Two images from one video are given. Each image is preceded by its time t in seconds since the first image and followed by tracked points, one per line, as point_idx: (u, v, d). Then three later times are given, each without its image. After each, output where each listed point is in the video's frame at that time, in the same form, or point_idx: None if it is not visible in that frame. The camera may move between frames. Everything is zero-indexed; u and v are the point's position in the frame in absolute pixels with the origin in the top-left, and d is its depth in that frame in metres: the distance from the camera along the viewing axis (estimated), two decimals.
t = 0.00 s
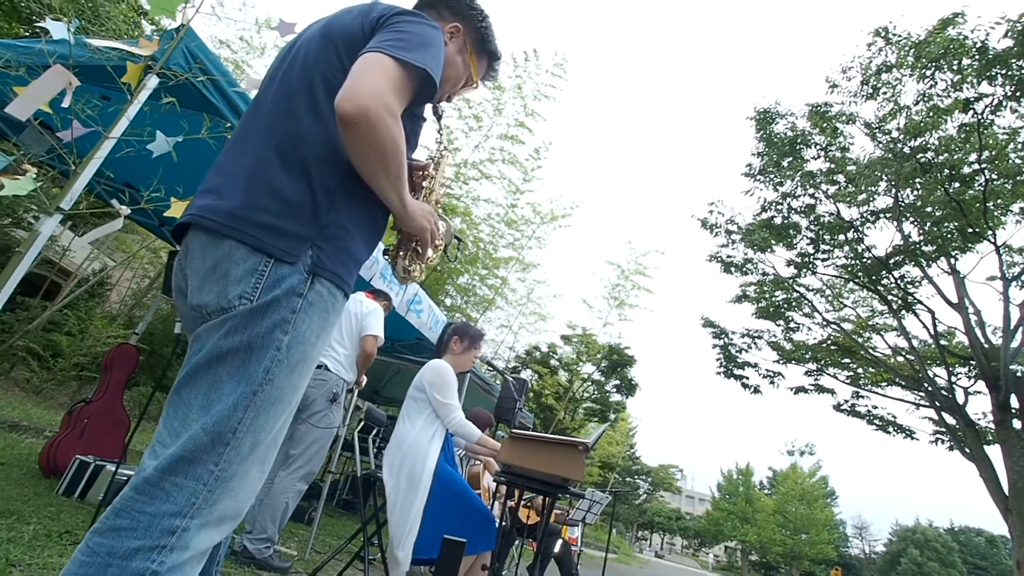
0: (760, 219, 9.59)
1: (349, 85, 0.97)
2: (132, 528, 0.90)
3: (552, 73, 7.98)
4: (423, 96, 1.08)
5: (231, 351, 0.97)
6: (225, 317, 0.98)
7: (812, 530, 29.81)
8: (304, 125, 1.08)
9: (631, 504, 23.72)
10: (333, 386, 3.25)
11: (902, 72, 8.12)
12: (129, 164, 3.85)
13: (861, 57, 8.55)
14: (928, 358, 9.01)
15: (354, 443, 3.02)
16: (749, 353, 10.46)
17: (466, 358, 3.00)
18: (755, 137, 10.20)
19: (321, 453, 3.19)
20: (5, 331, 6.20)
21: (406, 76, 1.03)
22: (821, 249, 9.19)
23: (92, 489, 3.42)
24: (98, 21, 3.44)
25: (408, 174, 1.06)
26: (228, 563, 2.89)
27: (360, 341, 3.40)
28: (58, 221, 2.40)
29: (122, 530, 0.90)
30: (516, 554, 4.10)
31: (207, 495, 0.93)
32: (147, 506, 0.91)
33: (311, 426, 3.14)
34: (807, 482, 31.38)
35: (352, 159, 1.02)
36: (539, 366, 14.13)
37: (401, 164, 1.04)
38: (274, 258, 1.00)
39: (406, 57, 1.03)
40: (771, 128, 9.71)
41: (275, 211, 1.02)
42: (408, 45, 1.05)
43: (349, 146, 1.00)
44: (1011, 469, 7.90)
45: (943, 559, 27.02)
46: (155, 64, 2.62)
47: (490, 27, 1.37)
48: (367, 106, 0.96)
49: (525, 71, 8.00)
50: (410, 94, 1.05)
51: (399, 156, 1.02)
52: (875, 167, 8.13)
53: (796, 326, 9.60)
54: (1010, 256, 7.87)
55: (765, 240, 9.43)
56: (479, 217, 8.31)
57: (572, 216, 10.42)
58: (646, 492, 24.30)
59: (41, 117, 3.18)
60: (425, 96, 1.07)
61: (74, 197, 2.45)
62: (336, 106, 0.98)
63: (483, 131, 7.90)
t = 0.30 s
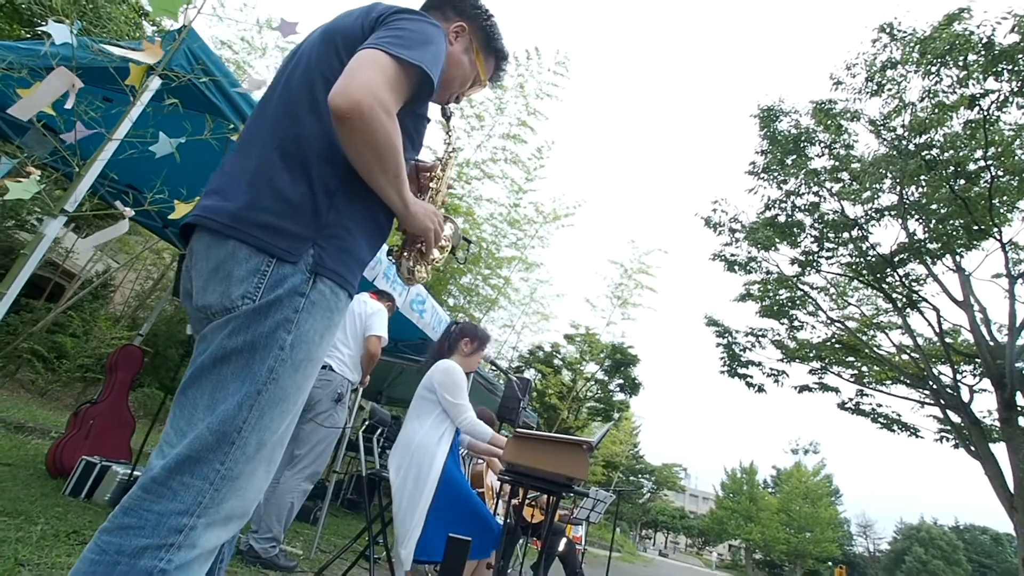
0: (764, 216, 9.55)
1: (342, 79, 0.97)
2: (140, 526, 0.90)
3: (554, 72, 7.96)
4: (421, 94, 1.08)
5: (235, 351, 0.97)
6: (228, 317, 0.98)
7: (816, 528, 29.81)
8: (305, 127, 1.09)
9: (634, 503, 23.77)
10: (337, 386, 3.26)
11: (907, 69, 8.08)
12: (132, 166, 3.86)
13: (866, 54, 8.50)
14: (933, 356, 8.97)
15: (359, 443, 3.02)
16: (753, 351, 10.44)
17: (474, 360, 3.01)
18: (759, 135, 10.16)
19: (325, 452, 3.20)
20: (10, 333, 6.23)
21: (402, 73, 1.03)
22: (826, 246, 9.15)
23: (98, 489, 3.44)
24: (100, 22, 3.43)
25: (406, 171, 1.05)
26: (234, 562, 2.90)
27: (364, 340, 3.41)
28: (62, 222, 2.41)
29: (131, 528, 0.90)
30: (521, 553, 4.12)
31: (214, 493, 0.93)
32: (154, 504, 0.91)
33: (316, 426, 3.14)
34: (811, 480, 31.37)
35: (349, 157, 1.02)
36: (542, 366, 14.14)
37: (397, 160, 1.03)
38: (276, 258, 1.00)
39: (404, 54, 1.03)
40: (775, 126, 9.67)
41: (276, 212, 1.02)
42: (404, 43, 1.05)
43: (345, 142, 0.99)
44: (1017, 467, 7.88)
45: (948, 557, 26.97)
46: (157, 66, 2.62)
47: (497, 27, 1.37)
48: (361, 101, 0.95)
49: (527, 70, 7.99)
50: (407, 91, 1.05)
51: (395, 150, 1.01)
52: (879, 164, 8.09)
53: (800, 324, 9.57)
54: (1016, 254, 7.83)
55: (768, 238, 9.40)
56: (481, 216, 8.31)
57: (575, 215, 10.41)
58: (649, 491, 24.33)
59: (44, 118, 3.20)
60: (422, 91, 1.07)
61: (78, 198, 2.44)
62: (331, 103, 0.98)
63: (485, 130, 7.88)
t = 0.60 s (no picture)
0: (764, 214, 9.53)
1: (345, 98, 0.97)
2: (150, 524, 0.91)
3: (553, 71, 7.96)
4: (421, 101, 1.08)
5: (245, 353, 0.97)
6: (238, 320, 0.98)
7: (815, 525, 29.85)
8: (309, 137, 1.09)
9: (634, 500, 23.82)
10: (337, 385, 3.26)
11: (906, 66, 8.07)
12: (132, 167, 3.86)
13: (865, 51, 8.48)
14: (933, 353, 8.97)
15: (360, 441, 3.02)
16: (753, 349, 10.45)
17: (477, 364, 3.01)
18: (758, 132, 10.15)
19: (326, 451, 3.19)
20: (10, 333, 6.23)
21: (400, 84, 1.02)
22: (825, 244, 9.14)
23: (99, 489, 3.44)
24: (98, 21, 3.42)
25: (412, 178, 1.05)
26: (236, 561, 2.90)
27: (364, 339, 3.41)
28: (64, 223, 2.42)
29: (142, 526, 0.91)
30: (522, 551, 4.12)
31: (223, 492, 0.93)
32: (164, 503, 0.91)
33: (316, 425, 3.14)
34: (811, 478, 31.47)
35: (353, 167, 1.02)
36: (542, 365, 14.15)
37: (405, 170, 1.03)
38: (285, 265, 1.00)
39: (401, 64, 1.03)
40: (775, 123, 9.67)
41: (285, 222, 1.02)
42: (402, 53, 1.04)
43: (351, 156, 1.00)
44: (1016, 464, 7.90)
45: (946, 553, 27.06)
46: (157, 66, 2.61)
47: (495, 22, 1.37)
48: (363, 117, 0.96)
49: (526, 68, 7.98)
50: (408, 101, 1.05)
51: (402, 161, 1.01)
52: (879, 161, 8.07)
53: (800, 321, 9.58)
54: (1015, 251, 7.83)
55: (768, 236, 9.40)
56: (481, 216, 8.38)
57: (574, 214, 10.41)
58: (649, 489, 24.38)
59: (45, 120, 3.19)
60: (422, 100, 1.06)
61: (79, 198, 2.45)
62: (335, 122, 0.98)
63: (484, 129, 7.88)
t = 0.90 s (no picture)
0: (760, 214, 9.57)
1: (344, 126, 0.99)
2: (161, 520, 0.91)
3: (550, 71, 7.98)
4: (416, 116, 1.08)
5: (253, 357, 0.98)
6: (247, 328, 1.00)
7: (813, 522, 29.85)
8: (310, 157, 1.10)
9: (633, 499, 23.83)
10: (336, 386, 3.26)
11: (900, 67, 8.10)
12: (131, 169, 3.87)
13: (859, 52, 8.53)
14: (928, 351, 9.01)
15: (359, 442, 3.02)
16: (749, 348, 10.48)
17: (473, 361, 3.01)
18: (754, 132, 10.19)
19: (325, 452, 3.20)
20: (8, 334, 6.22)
21: (393, 102, 1.04)
22: (821, 244, 9.18)
23: (98, 490, 3.43)
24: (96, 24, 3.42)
25: (417, 190, 1.06)
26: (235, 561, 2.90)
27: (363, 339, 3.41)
28: (62, 226, 2.39)
29: (153, 522, 0.91)
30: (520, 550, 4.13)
31: (232, 491, 0.94)
32: (174, 500, 0.92)
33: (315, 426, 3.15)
34: (808, 475, 31.54)
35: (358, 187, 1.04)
36: (540, 363, 14.16)
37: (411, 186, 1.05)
38: (291, 277, 1.01)
39: (393, 83, 1.04)
40: (770, 124, 9.71)
41: (291, 239, 1.03)
42: (393, 73, 1.05)
43: (354, 176, 1.01)
44: (1010, 461, 7.94)
45: (943, 550, 27.13)
46: (156, 69, 2.62)
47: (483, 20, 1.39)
48: (361, 142, 0.98)
49: (523, 69, 8.00)
50: (404, 118, 1.06)
51: (405, 178, 1.03)
52: (873, 161, 8.11)
53: (796, 320, 9.61)
54: (1009, 250, 7.86)
55: (764, 235, 9.44)
56: (479, 215, 8.41)
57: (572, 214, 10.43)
58: (648, 486, 24.41)
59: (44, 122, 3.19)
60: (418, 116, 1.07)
61: (79, 201, 2.45)
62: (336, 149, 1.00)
63: (482, 129, 7.90)
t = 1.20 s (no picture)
0: (757, 214, 9.60)
1: (327, 142, 1.04)
2: (178, 517, 0.96)
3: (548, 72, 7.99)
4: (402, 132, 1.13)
5: (260, 365, 1.03)
6: (253, 338, 1.06)
7: (810, 521, 29.82)
8: (307, 176, 1.16)
9: (631, 499, 23.78)
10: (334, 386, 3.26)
11: (896, 68, 8.13)
12: (129, 170, 3.86)
13: (855, 53, 8.56)
14: (924, 350, 9.04)
15: (357, 443, 3.02)
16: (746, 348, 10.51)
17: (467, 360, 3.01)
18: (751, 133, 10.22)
19: (324, 453, 3.20)
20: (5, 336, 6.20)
21: (377, 117, 1.08)
22: (817, 244, 9.21)
23: (96, 492, 3.42)
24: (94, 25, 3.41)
25: (405, 198, 1.10)
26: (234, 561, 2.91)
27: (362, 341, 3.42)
28: (61, 228, 2.39)
29: (169, 519, 0.96)
30: (518, 550, 4.14)
31: (244, 491, 0.98)
32: (190, 498, 0.97)
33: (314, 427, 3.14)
34: (805, 474, 31.56)
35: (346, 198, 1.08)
36: (538, 364, 14.14)
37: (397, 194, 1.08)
38: (290, 289, 1.06)
39: (376, 99, 1.08)
40: (767, 125, 9.74)
41: (289, 254, 1.09)
42: (374, 92, 1.10)
43: (341, 189, 1.06)
44: (1006, 459, 7.97)
45: (940, 548, 27.17)
46: (153, 70, 2.61)
47: (482, 45, 1.48)
48: (343, 154, 1.02)
49: (521, 69, 8.01)
50: (388, 132, 1.10)
51: (390, 186, 1.07)
52: (869, 162, 8.14)
53: (793, 320, 9.64)
54: (1004, 249, 7.90)
55: (761, 236, 9.46)
56: (477, 216, 8.41)
57: (569, 215, 10.44)
58: (646, 486, 24.38)
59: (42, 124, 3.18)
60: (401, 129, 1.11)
61: (76, 202, 2.44)
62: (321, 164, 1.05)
63: (480, 130, 7.91)
